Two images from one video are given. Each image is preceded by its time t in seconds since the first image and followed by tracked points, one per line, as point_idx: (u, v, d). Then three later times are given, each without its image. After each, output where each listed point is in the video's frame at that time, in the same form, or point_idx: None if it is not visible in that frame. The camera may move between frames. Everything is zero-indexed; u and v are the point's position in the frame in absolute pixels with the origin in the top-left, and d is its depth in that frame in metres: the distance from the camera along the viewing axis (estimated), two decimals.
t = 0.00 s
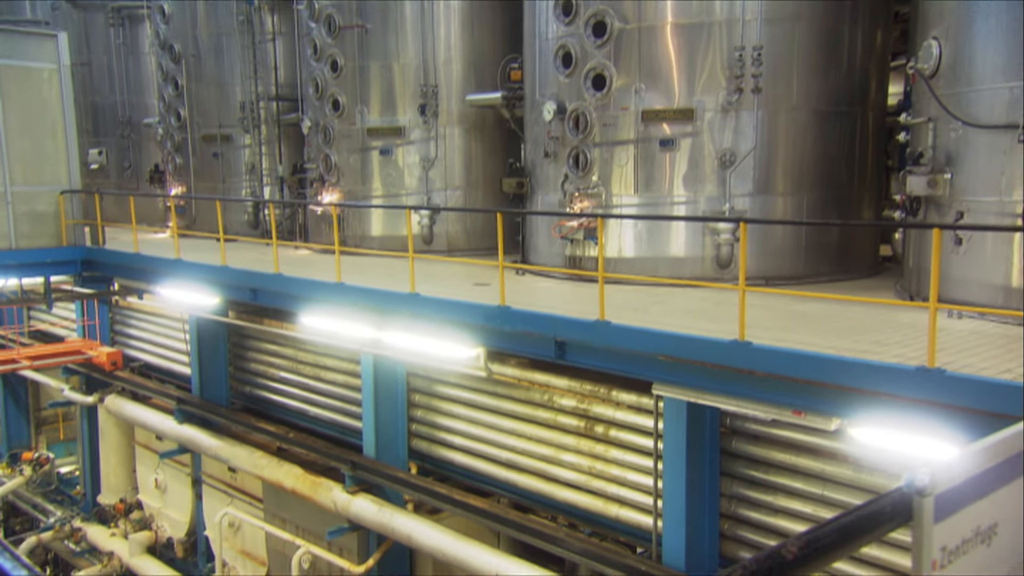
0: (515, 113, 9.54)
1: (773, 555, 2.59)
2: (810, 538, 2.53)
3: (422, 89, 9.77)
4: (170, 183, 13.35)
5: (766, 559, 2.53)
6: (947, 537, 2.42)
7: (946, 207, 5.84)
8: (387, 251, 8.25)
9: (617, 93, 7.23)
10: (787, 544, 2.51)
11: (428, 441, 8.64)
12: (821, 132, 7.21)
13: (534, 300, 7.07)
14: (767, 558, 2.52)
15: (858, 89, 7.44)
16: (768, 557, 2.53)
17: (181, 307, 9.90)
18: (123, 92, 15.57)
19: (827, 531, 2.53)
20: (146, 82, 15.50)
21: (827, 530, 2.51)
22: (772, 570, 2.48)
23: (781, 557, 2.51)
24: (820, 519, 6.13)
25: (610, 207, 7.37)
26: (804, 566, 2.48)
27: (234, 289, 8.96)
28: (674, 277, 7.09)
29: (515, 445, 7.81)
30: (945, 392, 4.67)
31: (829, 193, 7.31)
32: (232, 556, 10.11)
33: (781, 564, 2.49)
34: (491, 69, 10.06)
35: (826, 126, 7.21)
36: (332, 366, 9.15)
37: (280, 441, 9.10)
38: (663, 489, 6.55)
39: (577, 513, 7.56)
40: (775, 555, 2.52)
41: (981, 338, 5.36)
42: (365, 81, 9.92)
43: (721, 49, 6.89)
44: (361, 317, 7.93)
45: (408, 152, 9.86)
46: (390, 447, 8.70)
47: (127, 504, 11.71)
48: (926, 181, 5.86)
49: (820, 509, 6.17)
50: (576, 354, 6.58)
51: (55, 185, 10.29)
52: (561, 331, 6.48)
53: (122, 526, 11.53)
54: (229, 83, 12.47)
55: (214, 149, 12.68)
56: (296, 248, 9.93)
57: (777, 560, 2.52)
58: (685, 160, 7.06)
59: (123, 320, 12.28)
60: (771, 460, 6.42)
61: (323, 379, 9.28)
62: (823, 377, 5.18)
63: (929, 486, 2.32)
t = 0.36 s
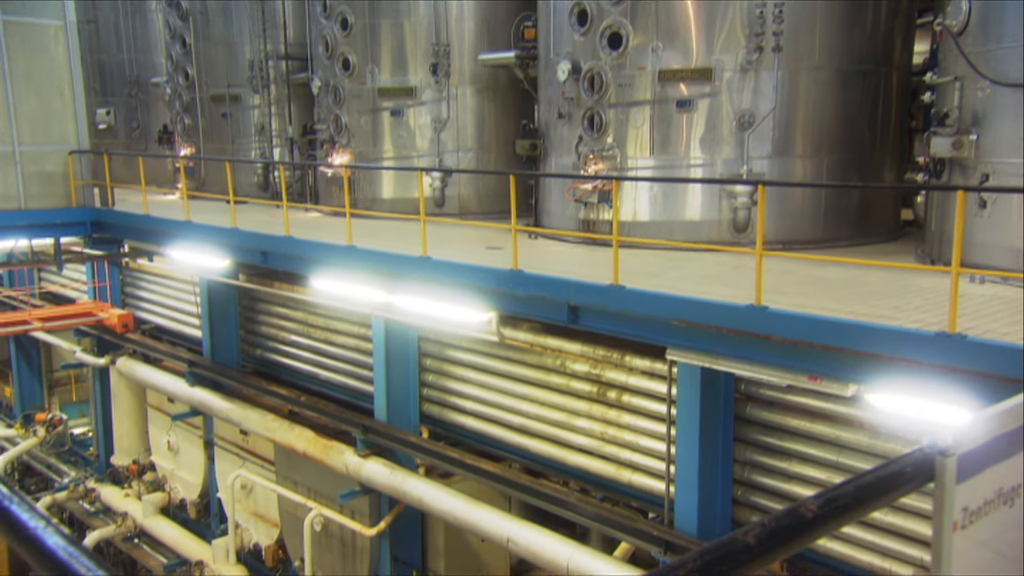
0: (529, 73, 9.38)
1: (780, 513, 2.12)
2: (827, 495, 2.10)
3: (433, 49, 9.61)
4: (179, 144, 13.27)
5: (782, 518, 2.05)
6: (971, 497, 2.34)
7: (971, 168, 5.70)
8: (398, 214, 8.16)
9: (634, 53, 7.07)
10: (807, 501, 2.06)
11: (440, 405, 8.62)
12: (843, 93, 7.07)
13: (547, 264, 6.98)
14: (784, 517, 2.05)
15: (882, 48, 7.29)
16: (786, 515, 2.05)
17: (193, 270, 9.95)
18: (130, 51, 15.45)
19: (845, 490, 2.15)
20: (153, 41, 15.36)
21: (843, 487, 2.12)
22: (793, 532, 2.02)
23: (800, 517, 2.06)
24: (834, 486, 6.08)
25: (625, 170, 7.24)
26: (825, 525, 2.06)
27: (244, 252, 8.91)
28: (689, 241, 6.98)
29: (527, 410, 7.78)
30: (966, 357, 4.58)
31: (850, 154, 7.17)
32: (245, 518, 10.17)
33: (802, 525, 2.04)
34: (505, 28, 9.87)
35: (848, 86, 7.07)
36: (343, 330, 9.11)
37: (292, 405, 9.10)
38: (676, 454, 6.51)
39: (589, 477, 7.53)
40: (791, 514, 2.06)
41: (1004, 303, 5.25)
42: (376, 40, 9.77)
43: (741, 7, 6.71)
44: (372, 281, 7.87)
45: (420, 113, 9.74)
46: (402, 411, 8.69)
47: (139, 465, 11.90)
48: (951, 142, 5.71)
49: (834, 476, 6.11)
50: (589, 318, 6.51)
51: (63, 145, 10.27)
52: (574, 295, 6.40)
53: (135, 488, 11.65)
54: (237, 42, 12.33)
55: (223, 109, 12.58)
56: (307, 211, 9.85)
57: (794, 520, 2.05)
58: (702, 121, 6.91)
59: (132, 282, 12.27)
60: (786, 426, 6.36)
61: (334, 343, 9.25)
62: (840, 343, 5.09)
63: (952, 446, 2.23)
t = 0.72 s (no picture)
0: (546, 31, 9.21)
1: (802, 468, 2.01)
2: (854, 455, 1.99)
3: (449, 6, 9.44)
4: (191, 102, 13.22)
5: (806, 476, 1.94)
6: (997, 458, 2.18)
7: (1002, 129, 5.55)
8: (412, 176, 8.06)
9: (654, 10, 6.89)
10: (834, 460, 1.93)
11: (454, 369, 8.58)
12: (871, 51, 6.93)
13: (563, 227, 6.88)
14: (808, 474, 1.94)
15: (911, 4, 7.12)
16: (811, 472, 1.93)
17: (206, 231, 9.89)
18: (142, 8, 15.33)
19: (869, 449, 2.04)
20: None
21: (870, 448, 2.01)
22: (817, 491, 1.91)
23: (824, 475, 1.94)
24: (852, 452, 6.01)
25: (644, 130, 7.09)
26: (848, 485, 1.95)
27: (258, 213, 8.85)
28: (708, 204, 6.86)
29: (542, 374, 7.73)
30: (991, 322, 4.48)
31: (877, 115, 7.03)
32: (260, 479, 10.24)
33: (827, 483, 1.93)
34: None
35: (875, 45, 6.91)
36: (357, 293, 9.06)
37: (306, 367, 9.09)
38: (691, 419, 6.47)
39: (604, 442, 7.50)
40: (816, 471, 1.95)
41: None
42: None
43: None
44: (386, 243, 7.80)
45: (435, 73, 9.60)
46: (416, 374, 8.67)
47: (155, 426, 11.92)
48: (981, 102, 5.56)
49: (852, 442, 6.04)
50: (606, 282, 6.43)
51: (74, 104, 10.25)
52: (591, 258, 6.31)
53: (152, 448, 11.74)
54: None
55: (235, 68, 12.50)
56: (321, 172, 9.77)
57: (818, 477, 1.94)
58: (724, 81, 6.76)
59: (146, 244, 12.26)
60: (804, 391, 6.28)
61: (348, 306, 9.21)
62: (862, 308, 4.99)
63: (981, 406, 2.10)
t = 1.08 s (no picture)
0: None
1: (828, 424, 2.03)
2: (881, 412, 2.02)
3: None
4: (203, 60, 13.15)
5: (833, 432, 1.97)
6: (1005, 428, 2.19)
7: None
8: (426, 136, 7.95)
9: None
10: (862, 417, 1.96)
11: (468, 332, 8.53)
12: (900, 8, 6.75)
13: (579, 188, 6.77)
14: (835, 431, 1.96)
15: None
16: (840, 429, 1.96)
17: (218, 190, 9.84)
18: None
19: (897, 407, 2.07)
20: None
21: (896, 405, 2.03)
22: (846, 447, 1.94)
23: (852, 432, 1.97)
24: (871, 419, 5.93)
25: (663, 90, 6.93)
26: (873, 443, 1.97)
27: (271, 173, 8.77)
28: (728, 166, 6.73)
29: (557, 338, 7.66)
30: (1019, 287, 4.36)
31: (904, 74, 6.88)
32: (274, 440, 10.28)
33: (853, 440, 1.95)
34: None
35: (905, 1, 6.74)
36: (371, 255, 9.00)
37: (319, 330, 9.06)
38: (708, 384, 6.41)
39: (618, 407, 7.45)
40: (844, 427, 1.97)
41: None
42: None
43: None
44: (400, 204, 7.72)
45: (449, 31, 9.42)
46: (430, 337, 8.63)
47: (170, 386, 11.97)
48: (1015, 58, 5.41)
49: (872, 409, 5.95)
50: (623, 245, 6.33)
51: (85, 61, 10.16)
52: (608, 221, 6.21)
53: (167, 409, 11.81)
54: None
55: (248, 25, 12.40)
56: (334, 133, 9.66)
57: (846, 434, 1.97)
58: (746, 39, 6.59)
59: (159, 205, 12.23)
60: (823, 356, 6.18)
61: (362, 269, 9.16)
62: (885, 272, 4.88)
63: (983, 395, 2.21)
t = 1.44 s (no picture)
0: None
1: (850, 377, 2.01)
2: (903, 366, 2.01)
3: None
4: (212, 14, 13.11)
5: (857, 383, 1.95)
6: None
7: None
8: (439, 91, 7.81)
9: None
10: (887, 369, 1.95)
11: (481, 293, 8.47)
12: None
13: (594, 146, 6.65)
14: (859, 383, 1.94)
15: None
16: (863, 381, 1.94)
17: (229, 147, 9.77)
18: None
19: (918, 363, 2.06)
20: None
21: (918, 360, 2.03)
22: (871, 398, 1.92)
23: (875, 384, 1.96)
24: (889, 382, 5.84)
25: (682, 45, 6.75)
26: (894, 396, 1.97)
27: (281, 129, 8.69)
28: (748, 124, 6.58)
29: (571, 298, 7.59)
30: None
31: (933, 28, 6.73)
32: (286, 399, 10.30)
33: (877, 392, 1.94)
34: None
35: None
36: (383, 213, 8.92)
37: (331, 289, 9.02)
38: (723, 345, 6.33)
39: (632, 368, 7.39)
40: (867, 379, 1.95)
41: None
42: None
43: None
44: (412, 162, 7.62)
45: None
46: (443, 296, 8.57)
47: (182, 344, 12.00)
48: None
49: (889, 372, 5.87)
50: (638, 204, 6.22)
51: (94, 13, 10.08)
52: (624, 179, 6.09)
53: (179, 366, 11.85)
54: None
55: None
56: (345, 89, 9.54)
57: (869, 386, 1.95)
58: None
59: (169, 161, 12.17)
60: (841, 318, 6.08)
61: (374, 227, 9.09)
62: (906, 231, 4.76)
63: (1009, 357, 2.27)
